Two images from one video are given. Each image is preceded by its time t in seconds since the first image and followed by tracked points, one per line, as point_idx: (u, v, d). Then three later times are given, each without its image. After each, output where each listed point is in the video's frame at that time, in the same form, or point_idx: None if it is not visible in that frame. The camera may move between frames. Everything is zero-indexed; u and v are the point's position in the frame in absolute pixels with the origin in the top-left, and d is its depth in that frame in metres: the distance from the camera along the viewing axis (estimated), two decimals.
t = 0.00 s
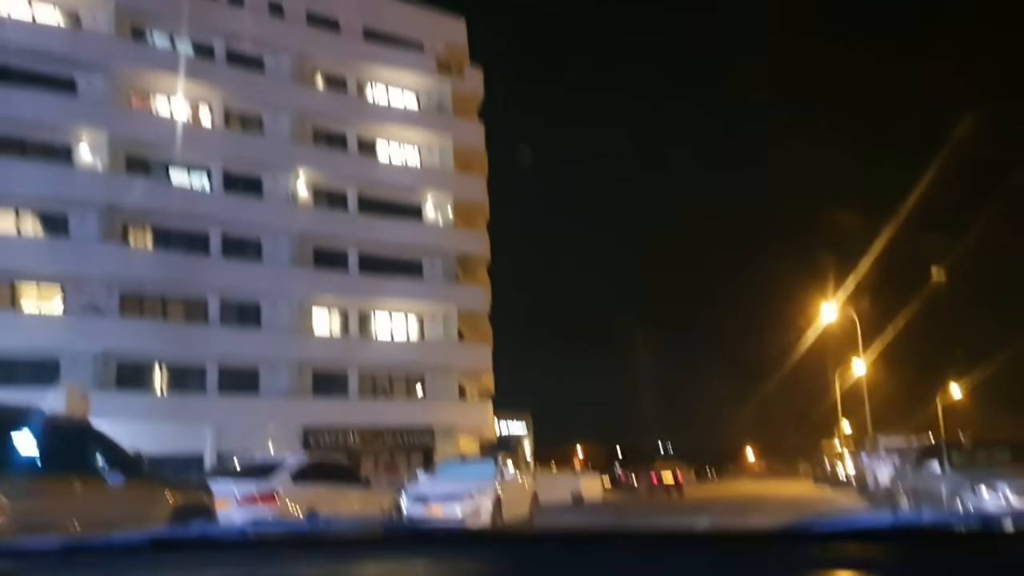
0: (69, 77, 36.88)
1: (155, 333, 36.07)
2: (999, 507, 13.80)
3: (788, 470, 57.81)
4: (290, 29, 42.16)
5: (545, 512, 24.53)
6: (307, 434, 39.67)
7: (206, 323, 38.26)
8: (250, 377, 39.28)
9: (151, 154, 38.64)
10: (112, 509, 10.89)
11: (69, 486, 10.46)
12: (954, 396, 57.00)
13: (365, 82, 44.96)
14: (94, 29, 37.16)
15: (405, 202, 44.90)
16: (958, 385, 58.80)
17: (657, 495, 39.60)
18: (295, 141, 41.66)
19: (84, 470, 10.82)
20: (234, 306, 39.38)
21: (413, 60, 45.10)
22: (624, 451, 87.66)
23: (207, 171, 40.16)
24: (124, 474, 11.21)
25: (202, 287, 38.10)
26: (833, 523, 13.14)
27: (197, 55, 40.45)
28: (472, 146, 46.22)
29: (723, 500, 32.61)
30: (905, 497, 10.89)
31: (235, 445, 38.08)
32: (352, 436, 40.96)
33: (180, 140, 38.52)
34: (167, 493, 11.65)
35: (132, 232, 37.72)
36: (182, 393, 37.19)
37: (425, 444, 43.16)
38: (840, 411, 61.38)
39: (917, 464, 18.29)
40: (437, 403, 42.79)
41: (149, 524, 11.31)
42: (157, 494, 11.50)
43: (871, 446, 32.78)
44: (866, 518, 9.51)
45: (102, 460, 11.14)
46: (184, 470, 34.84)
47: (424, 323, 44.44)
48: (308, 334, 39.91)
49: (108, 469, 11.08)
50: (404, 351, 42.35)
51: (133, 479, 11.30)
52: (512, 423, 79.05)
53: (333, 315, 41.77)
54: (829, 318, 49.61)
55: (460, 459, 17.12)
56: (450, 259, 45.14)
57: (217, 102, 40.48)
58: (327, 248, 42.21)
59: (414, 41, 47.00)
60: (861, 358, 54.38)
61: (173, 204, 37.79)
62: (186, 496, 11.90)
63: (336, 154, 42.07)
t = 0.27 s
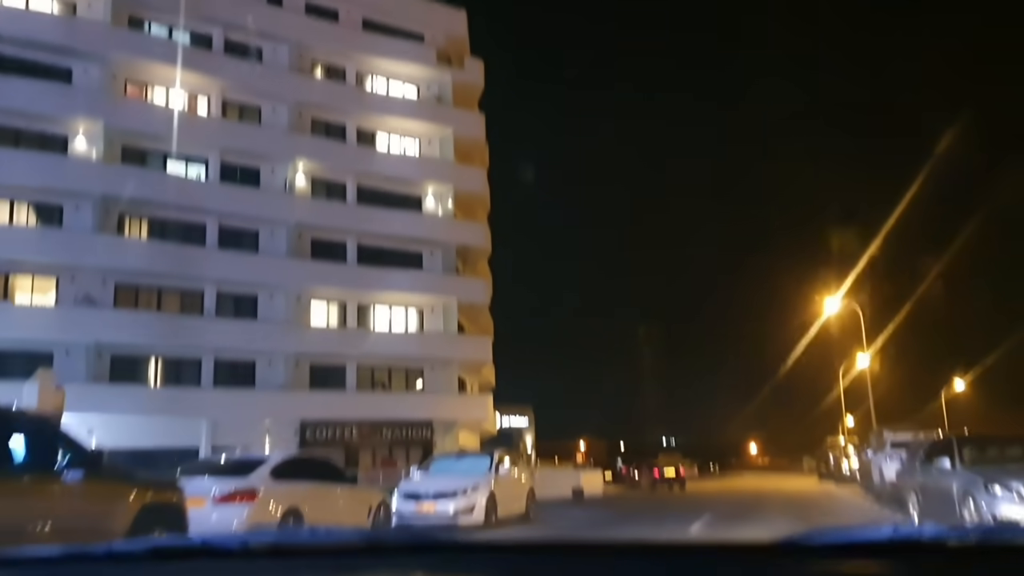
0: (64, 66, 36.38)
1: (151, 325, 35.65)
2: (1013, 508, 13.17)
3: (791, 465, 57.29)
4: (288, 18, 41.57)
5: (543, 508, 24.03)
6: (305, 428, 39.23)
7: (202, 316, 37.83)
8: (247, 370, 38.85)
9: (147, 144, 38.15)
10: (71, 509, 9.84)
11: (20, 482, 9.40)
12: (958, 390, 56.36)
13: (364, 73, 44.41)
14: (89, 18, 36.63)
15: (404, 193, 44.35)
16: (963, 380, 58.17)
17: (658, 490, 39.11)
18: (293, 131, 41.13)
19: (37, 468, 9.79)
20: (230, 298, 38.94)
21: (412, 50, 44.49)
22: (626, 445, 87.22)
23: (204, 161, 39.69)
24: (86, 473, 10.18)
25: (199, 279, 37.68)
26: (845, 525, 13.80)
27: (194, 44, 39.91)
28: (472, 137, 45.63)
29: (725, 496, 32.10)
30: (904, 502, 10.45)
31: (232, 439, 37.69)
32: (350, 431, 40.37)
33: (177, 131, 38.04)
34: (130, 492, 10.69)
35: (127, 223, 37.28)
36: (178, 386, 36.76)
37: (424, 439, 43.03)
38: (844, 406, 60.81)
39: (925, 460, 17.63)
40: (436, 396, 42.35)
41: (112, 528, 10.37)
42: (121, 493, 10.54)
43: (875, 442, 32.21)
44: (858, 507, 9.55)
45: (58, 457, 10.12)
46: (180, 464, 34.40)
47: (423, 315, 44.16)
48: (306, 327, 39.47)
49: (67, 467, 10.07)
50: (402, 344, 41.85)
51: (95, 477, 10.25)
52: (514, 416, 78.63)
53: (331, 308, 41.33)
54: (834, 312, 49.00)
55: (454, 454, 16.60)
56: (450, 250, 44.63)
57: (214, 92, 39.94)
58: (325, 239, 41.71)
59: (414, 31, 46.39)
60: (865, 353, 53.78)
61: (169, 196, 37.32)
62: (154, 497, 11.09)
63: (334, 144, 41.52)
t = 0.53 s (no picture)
0: (56, 61, 36.05)
1: (143, 322, 35.31)
2: None
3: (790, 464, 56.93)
4: (282, 12, 41.22)
5: (537, 508, 23.68)
6: (299, 426, 38.86)
7: (195, 312, 37.49)
8: (241, 367, 38.48)
9: (140, 140, 37.80)
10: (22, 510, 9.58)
11: None
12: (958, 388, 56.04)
13: (360, 68, 44.05)
14: (81, 12, 36.29)
15: (400, 189, 43.98)
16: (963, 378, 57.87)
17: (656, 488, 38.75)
18: (288, 127, 40.78)
19: None
20: (223, 294, 38.59)
21: (408, 44, 44.14)
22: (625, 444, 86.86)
23: (197, 157, 39.34)
24: (39, 473, 9.88)
25: (192, 275, 37.35)
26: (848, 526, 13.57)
27: (187, 38, 39.55)
28: (469, 133, 45.27)
29: (723, 495, 31.72)
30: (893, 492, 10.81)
31: (225, 437, 37.35)
32: (345, 429, 39.79)
33: (170, 126, 37.69)
34: (88, 491, 10.34)
35: (119, 219, 36.91)
36: (171, 384, 36.40)
37: (420, 437, 42.27)
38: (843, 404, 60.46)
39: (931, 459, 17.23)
40: (432, 394, 42.00)
41: (70, 531, 10.01)
42: (78, 493, 10.19)
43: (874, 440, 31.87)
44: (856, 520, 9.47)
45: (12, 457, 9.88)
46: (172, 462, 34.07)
47: (418, 312, 43.67)
48: (300, 324, 39.13)
49: (18, 466, 9.78)
50: (398, 341, 41.50)
51: (49, 478, 9.92)
52: (511, 415, 78.26)
53: (325, 305, 41.02)
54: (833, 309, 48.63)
55: (445, 453, 16.25)
56: (446, 247, 44.29)
57: (207, 86, 39.58)
58: (320, 236, 41.35)
59: (410, 26, 46.03)
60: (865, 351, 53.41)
61: (162, 191, 36.97)
62: (119, 499, 10.68)
63: (329, 139, 41.17)
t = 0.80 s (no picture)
0: (45, 54, 35.39)
1: (134, 321, 34.62)
2: None
3: (792, 463, 56.16)
4: (276, 6, 40.54)
5: (535, 508, 22.97)
6: (294, 426, 38.16)
7: (187, 311, 36.79)
8: (234, 366, 37.77)
9: (131, 135, 37.09)
10: None
11: None
12: (962, 386, 55.31)
13: (356, 62, 43.38)
14: (71, 4, 35.60)
15: (396, 186, 43.25)
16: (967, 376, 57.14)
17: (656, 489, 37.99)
18: (282, 122, 40.10)
19: None
20: (216, 292, 37.89)
21: (405, 38, 43.46)
22: (627, 444, 86.11)
23: (189, 153, 38.62)
24: None
25: (185, 273, 36.67)
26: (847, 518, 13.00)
27: (180, 32, 38.86)
28: (466, 128, 44.57)
29: (724, 495, 30.95)
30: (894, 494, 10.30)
31: (219, 437, 36.68)
32: (341, 429, 39.11)
33: (162, 121, 37.02)
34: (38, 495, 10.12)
35: (110, 216, 36.21)
36: (162, 383, 35.69)
37: (417, 437, 41.78)
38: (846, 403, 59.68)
39: (937, 456, 16.48)
40: (429, 393, 41.27)
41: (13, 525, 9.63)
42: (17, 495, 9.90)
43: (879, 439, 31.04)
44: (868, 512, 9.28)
45: None
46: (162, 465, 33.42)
47: (416, 310, 42.95)
48: (295, 322, 38.44)
49: None
50: (394, 339, 40.81)
51: None
52: (511, 415, 77.52)
53: (321, 303, 40.31)
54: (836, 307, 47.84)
55: (435, 452, 15.59)
56: (443, 244, 43.54)
57: (200, 81, 38.88)
58: (314, 232, 40.64)
59: (406, 20, 45.35)
60: (868, 349, 52.61)
61: (153, 187, 36.27)
62: (80, 502, 10.37)
63: (324, 134, 40.52)
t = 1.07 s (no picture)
0: (32, 46, 34.77)
1: (122, 317, 33.99)
2: None
3: (792, 463, 55.47)
4: None
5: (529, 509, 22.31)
6: (286, 424, 37.53)
7: (177, 307, 36.15)
8: (225, 364, 37.14)
9: (120, 128, 36.44)
10: None
11: None
12: (964, 385, 54.80)
13: (350, 56, 42.73)
14: None
15: (391, 181, 42.56)
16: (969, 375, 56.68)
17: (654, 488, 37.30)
18: (274, 115, 39.46)
19: None
20: (207, 288, 37.22)
21: (399, 31, 42.82)
22: (627, 443, 85.48)
23: (180, 147, 37.98)
24: None
25: (175, 269, 36.04)
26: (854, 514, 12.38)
27: (171, 24, 38.25)
28: (462, 123, 43.90)
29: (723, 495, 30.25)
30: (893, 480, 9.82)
31: (209, 436, 36.04)
32: (335, 427, 38.49)
33: (153, 114, 36.39)
34: None
35: (99, 211, 35.55)
36: (152, 381, 35.02)
37: (413, 436, 40.85)
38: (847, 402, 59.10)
39: (946, 455, 15.80)
40: (423, 391, 40.59)
41: None
42: None
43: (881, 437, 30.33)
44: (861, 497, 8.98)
45: None
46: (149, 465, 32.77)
47: (411, 307, 42.22)
48: (287, 319, 37.80)
49: None
50: (388, 336, 40.16)
51: None
52: (510, 415, 76.90)
53: (314, 300, 39.62)
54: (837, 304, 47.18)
55: (420, 451, 14.99)
56: (439, 240, 42.84)
57: (191, 74, 38.25)
58: (307, 228, 39.97)
59: (402, 13, 44.69)
60: (869, 347, 52.00)
61: (143, 181, 35.61)
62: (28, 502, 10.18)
63: (316, 128, 39.88)
